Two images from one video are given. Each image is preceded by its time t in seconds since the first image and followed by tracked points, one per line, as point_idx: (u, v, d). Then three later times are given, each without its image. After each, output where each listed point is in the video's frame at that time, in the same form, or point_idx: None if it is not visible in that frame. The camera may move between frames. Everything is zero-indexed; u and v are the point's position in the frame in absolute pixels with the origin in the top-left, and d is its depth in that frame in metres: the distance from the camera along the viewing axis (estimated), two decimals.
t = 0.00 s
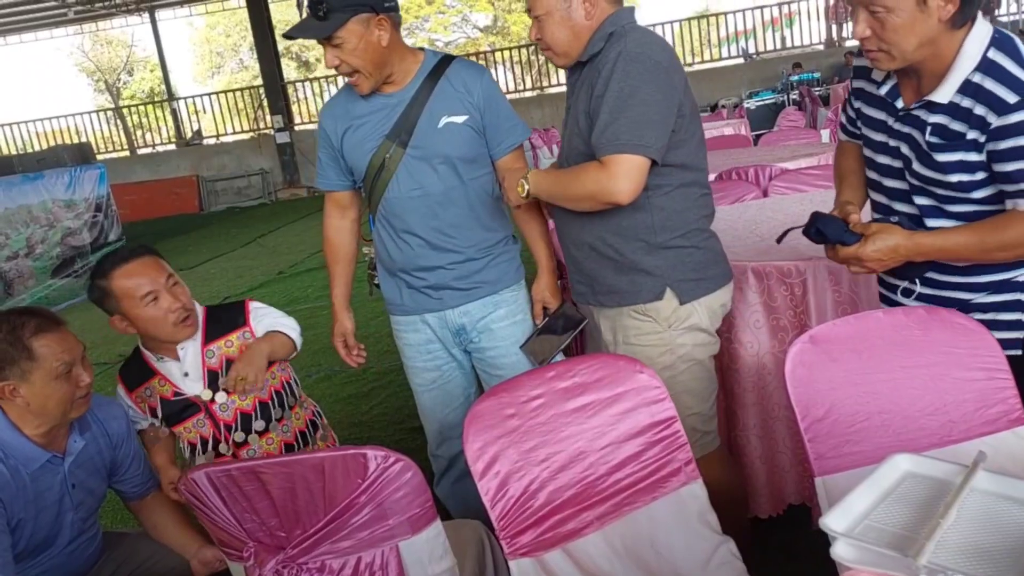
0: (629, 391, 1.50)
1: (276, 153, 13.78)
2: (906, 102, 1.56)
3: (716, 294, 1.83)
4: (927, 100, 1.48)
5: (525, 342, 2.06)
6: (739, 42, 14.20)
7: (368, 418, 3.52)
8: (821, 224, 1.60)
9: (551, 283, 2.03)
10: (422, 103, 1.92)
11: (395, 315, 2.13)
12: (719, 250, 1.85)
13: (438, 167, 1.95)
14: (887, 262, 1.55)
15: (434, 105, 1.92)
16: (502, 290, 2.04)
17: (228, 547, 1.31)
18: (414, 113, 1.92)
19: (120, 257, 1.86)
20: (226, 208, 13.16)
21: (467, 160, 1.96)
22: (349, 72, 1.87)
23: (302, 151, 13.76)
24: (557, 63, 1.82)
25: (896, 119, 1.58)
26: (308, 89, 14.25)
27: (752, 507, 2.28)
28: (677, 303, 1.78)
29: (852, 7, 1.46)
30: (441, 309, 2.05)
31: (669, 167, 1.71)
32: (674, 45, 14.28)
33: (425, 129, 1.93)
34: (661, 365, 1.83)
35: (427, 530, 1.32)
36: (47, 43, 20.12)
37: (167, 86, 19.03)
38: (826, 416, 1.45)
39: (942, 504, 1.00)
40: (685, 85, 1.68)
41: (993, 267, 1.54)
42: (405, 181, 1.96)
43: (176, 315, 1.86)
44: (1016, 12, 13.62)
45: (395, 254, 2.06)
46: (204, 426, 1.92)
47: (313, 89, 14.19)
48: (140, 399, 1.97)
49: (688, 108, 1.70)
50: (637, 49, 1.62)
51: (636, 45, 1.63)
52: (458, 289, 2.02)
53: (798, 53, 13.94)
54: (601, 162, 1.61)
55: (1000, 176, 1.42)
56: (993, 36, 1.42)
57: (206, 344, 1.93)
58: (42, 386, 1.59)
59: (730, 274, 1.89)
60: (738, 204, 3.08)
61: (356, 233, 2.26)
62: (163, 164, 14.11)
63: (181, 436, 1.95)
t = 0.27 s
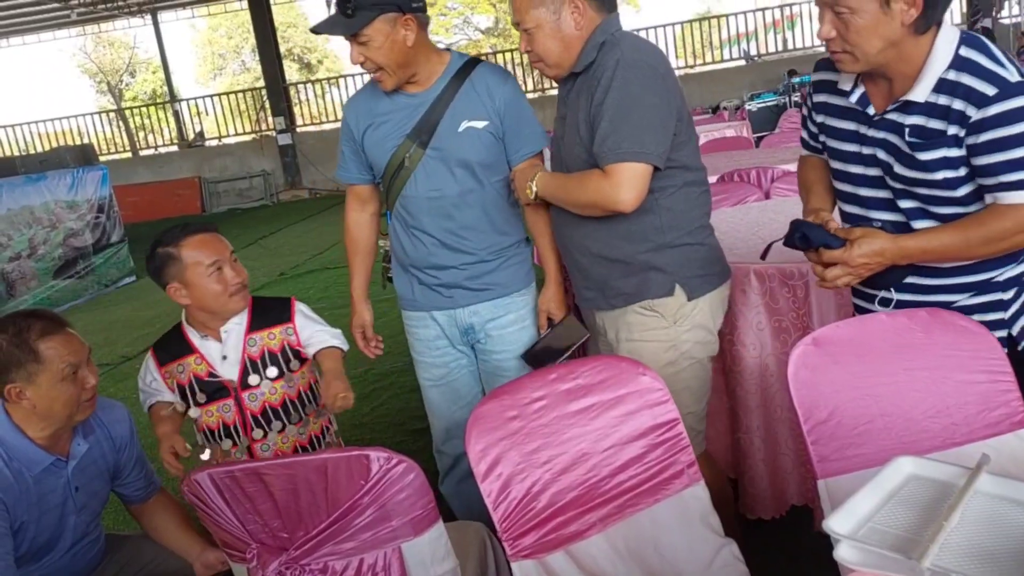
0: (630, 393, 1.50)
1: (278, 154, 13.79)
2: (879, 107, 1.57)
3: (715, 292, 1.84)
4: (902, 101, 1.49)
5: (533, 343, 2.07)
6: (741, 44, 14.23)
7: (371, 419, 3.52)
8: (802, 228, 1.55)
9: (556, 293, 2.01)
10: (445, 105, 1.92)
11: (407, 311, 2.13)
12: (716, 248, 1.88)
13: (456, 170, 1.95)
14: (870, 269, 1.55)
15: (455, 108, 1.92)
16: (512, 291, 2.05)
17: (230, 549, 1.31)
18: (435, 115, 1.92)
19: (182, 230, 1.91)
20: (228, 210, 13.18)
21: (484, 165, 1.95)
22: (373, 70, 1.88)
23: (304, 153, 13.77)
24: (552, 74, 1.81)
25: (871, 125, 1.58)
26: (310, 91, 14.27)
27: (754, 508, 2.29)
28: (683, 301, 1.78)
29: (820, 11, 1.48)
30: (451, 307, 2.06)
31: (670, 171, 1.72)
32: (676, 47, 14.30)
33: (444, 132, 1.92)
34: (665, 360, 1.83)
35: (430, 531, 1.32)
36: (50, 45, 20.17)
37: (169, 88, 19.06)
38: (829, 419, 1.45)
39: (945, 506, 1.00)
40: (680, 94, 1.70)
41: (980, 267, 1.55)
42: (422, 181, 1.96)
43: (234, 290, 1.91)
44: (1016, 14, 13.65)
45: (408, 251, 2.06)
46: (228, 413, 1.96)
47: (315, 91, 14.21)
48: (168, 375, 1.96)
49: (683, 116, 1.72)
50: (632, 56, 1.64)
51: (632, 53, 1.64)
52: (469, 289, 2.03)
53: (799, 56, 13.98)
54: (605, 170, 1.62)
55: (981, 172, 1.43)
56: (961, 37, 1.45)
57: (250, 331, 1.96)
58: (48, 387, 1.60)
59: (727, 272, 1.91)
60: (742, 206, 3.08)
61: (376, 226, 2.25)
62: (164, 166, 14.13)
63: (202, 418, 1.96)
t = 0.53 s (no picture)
0: (631, 398, 1.50)
1: (279, 157, 13.81)
2: (830, 114, 1.60)
3: (713, 304, 1.84)
4: (855, 105, 1.52)
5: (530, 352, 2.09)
6: (743, 49, 14.27)
7: (372, 423, 3.52)
8: (765, 230, 1.58)
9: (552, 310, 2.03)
10: (464, 111, 1.92)
11: (415, 305, 2.15)
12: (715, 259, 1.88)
13: (468, 175, 1.95)
14: (827, 270, 1.57)
15: (474, 116, 1.92)
16: (517, 293, 2.06)
17: (229, 553, 1.29)
18: (453, 120, 1.92)
19: (179, 239, 1.96)
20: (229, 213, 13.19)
21: (496, 174, 1.95)
22: (401, 71, 1.87)
23: (306, 156, 13.78)
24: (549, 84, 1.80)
25: (823, 132, 1.61)
26: (312, 94, 14.30)
27: (755, 515, 2.30)
28: (682, 313, 1.78)
29: (771, 18, 1.51)
30: (457, 306, 2.07)
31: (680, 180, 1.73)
32: (677, 52, 14.34)
33: (461, 138, 1.92)
34: (661, 371, 1.82)
35: (429, 536, 1.32)
36: (53, 47, 20.24)
37: (171, 91, 19.10)
38: (830, 424, 1.45)
39: (944, 513, 1.00)
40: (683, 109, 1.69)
41: (935, 267, 1.60)
42: (435, 184, 1.97)
43: (234, 295, 1.96)
44: (1018, 20, 13.70)
45: (419, 247, 2.08)
46: (249, 413, 1.98)
47: (317, 94, 14.23)
48: (180, 392, 1.94)
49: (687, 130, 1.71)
50: (636, 73, 1.63)
51: (635, 68, 1.63)
52: (475, 289, 2.05)
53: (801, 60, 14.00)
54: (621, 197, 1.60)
55: (932, 172, 1.46)
56: (906, 45, 1.49)
57: (256, 331, 2.02)
58: (50, 389, 1.60)
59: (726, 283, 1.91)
60: (744, 211, 3.08)
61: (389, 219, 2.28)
62: (166, 168, 14.15)
63: (221, 426, 1.97)
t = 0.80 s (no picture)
0: (631, 403, 1.50)
1: (280, 160, 13.83)
2: (797, 116, 1.60)
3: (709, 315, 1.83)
4: (819, 108, 1.53)
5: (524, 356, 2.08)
6: (742, 52, 14.32)
7: (372, 426, 3.52)
8: (738, 225, 1.58)
9: (551, 320, 1.99)
10: (465, 116, 1.92)
11: (415, 305, 2.15)
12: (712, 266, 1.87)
13: (468, 178, 1.96)
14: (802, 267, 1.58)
15: (473, 121, 1.92)
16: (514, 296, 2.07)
17: (228, 557, 1.29)
18: (454, 124, 1.92)
19: (228, 226, 1.95)
20: (230, 216, 13.20)
21: (495, 178, 1.95)
22: (405, 77, 1.88)
23: (307, 160, 13.81)
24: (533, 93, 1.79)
25: (789, 133, 1.61)
26: (313, 98, 14.33)
27: (753, 521, 2.30)
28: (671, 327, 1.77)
29: (740, 18, 1.52)
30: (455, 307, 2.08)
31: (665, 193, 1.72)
32: (678, 56, 14.39)
33: (461, 142, 1.92)
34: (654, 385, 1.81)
35: (429, 540, 1.32)
36: (55, 50, 20.30)
37: (172, 95, 19.14)
38: (830, 429, 1.45)
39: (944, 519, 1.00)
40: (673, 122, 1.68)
41: (892, 272, 1.60)
42: (434, 187, 1.97)
43: (277, 288, 1.94)
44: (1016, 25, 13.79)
45: (420, 248, 2.08)
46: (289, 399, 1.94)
47: (318, 98, 14.26)
48: (225, 368, 1.88)
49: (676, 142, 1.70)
50: (617, 88, 1.60)
51: (617, 80, 1.61)
52: (474, 291, 2.05)
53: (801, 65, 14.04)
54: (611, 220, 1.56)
55: (897, 174, 1.47)
56: (871, 51, 1.50)
57: (294, 319, 2.04)
58: (54, 395, 1.60)
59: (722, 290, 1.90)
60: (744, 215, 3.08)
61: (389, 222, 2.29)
62: (167, 171, 14.16)
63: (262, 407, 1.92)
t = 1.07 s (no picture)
0: (630, 408, 1.50)
1: (281, 165, 13.85)
2: (780, 120, 1.57)
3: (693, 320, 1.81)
4: (801, 113, 1.50)
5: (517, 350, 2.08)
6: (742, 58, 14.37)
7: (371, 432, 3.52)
8: (717, 226, 1.57)
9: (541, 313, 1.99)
10: (438, 120, 1.92)
11: (405, 317, 2.16)
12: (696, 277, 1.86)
13: (449, 183, 1.96)
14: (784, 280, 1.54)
15: (446, 124, 1.93)
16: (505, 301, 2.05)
17: (226, 563, 1.29)
18: (428, 130, 1.93)
19: (272, 218, 1.94)
20: (231, 220, 13.21)
21: (476, 178, 1.95)
22: (376, 91, 1.89)
23: (307, 164, 13.84)
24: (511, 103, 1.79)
25: (770, 137, 1.59)
26: (314, 103, 14.36)
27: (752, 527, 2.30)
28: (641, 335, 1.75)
29: (728, 18, 1.50)
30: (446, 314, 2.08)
31: (633, 209, 1.71)
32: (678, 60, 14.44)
33: (438, 148, 1.93)
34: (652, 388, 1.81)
35: (428, 546, 1.32)
36: (56, 55, 20.34)
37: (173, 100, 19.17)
38: (829, 434, 1.45)
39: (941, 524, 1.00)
40: (643, 136, 1.66)
41: (855, 285, 1.57)
42: (416, 196, 1.98)
43: (314, 281, 1.94)
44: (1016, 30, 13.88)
45: (406, 258, 2.08)
46: (337, 385, 1.97)
47: (319, 103, 14.30)
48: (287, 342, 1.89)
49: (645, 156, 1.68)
50: (582, 102, 1.59)
51: (580, 96, 1.59)
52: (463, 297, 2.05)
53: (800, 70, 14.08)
54: (568, 235, 1.57)
55: (875, 186, 1.44)
56: (857, 59, 1.47)
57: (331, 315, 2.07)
58: (65, 390, 1.62)
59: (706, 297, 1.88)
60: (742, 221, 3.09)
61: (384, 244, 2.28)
62: (168, 176, 14.18)
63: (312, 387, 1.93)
